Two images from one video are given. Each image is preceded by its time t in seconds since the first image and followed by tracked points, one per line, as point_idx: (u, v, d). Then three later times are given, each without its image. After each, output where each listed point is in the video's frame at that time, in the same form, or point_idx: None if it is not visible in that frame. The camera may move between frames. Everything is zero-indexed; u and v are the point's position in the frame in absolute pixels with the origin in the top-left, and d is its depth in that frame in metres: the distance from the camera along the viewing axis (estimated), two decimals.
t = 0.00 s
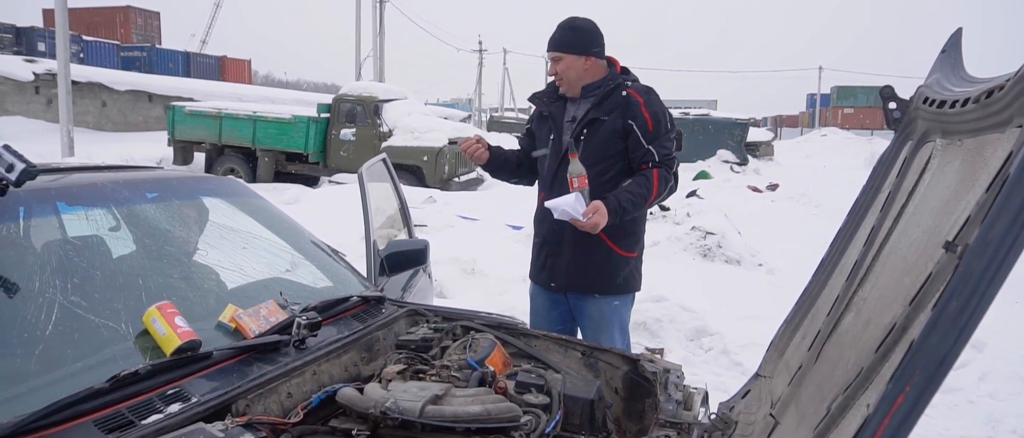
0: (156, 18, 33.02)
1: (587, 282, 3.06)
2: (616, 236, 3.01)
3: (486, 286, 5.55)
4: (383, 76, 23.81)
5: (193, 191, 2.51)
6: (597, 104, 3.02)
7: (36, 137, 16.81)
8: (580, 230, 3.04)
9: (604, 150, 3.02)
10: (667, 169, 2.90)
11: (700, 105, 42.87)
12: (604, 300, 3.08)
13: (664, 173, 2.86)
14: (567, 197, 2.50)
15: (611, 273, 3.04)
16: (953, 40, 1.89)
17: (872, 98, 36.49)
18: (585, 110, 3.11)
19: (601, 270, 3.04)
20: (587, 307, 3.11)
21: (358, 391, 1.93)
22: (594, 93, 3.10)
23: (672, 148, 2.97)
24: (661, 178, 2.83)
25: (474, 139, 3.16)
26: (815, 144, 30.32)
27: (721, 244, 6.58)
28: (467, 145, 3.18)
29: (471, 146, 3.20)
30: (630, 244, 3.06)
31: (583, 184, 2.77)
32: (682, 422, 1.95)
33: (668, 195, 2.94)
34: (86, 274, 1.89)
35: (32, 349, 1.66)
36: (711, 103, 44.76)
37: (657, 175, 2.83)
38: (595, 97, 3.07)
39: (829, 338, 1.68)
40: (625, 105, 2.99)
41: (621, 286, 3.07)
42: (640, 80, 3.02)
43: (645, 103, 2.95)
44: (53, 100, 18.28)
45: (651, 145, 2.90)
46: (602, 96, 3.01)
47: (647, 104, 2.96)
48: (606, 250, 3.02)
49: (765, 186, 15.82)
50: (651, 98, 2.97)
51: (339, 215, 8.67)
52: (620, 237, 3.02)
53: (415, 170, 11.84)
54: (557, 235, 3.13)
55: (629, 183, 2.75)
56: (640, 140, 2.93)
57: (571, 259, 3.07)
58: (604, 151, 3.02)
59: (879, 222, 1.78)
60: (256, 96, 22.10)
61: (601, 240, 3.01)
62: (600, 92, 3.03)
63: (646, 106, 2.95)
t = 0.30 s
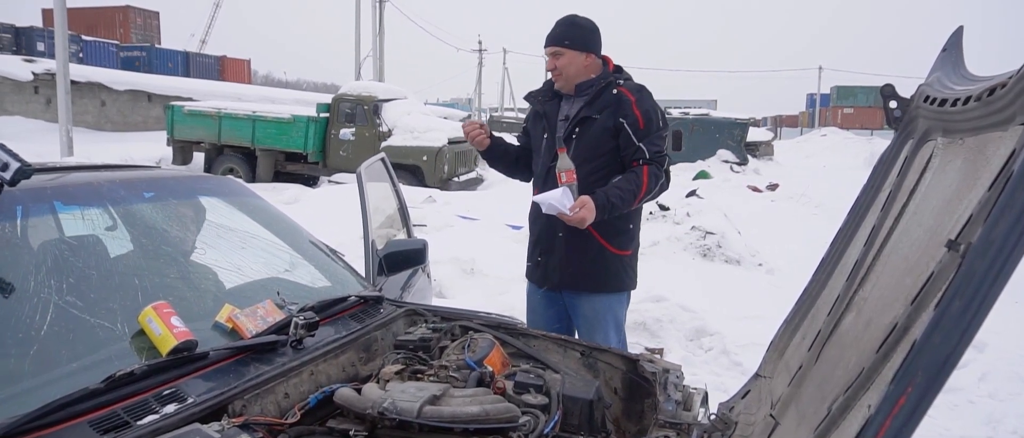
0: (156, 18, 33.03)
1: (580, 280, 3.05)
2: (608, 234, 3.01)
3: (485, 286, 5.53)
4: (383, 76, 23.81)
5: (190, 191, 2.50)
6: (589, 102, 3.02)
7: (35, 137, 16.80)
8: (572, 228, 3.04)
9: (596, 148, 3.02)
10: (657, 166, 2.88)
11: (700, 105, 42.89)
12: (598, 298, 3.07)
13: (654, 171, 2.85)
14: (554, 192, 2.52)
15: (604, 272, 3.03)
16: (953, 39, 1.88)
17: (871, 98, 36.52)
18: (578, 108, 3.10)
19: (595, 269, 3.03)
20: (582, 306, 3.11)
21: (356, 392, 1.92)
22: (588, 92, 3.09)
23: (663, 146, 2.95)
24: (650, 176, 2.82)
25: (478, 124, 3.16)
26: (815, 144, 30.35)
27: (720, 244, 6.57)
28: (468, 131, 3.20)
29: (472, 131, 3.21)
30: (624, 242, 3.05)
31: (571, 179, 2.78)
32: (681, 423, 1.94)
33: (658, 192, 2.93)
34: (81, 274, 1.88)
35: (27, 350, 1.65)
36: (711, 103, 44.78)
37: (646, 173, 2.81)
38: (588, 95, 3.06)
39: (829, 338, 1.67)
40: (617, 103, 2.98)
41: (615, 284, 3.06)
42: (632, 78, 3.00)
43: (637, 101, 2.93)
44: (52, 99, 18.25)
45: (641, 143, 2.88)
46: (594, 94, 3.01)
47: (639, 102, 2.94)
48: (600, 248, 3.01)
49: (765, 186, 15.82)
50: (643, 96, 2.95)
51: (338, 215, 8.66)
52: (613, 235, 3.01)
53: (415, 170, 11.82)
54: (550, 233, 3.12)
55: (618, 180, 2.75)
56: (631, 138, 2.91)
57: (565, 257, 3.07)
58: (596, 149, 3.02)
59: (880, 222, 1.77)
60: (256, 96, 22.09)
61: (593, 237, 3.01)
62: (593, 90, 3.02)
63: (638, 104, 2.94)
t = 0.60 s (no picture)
0: (156, 17, 33.03)
1: (577, 280, 3.02)
2: (606, 234, 3.00)
3: (484, 287, 5.50)
4: (383, 76, 23.80)
5: (187, 191, 2.47)
6: (587, 102, 3.00)
7: (34, 137, 16.76)
8: (569, 228, 3.01)
9: (594, 148, 2.99)
10: (655, 166, 2.88)
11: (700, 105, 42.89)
12: (595, 298, 3.05)
13: (653, 170, 2.86)
14: (558, 191, 2.52)
15: (601, 272, 3.02)
16: (956, 38, 1.86)
17: (872, 98, 36.56)
18: (575, 108, 3.07)
19: (592, 268, 3.01)
20: (579, 306, 3.08)
21: (353, 395, 1.90)
22: (585, 92, 3.08)
23: (660, 146, 2.96)
24: (650, 175, 2.83)
25: (481, 113, 3.11)
26: (815, 144, 30.37)
27: (720, 245, 6.55)
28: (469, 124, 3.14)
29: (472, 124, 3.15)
30: (620, 241, 3.04)
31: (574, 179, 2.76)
32: (682, 426, 1.92)
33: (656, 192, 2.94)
34: (76, 275, 1.86)
35: (20, 352, 1.63)
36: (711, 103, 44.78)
37: (646, 172, 2.83)
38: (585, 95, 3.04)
39: (830, 341, 1.66)
40: (616, 104, 2.97)
41: (611, 283, 3.04)
42: (629, 79, 3.01)
43: (635, 101, 2.93)
44: (51, 99, 18.24)
45: (640, 143, 2.89)
46: (592, 95, 2.99)
47: (637, 103, 2.94)
48: (597, 247, 3.00)
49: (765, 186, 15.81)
50: (641, 97, 2.96)
51: (337, 216, 8.64)
52: (610, 235, 3.00)
53: (415, 170, 11.80)
54: (546, 234, 3.09)
55: (619, 180, 2.76)
56: (629, 138, 2.91)
57: (561, 257, 3.04)
58: (594, 149, 2.99)
59: (882, 224, 1.75)
60: (256, 96, 22.07)
61: (590, 237, 2.99)
62: (591, 91, 3.00)
63: (636, 104, 2.94)
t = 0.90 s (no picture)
0: (157, 17, 32.99)
1: (578, 283, 2.96)
2: (608, 236, 2.94)
3: (485, 289, 5.43)
4: (383, 76, 23.76)
5: (181, 194, 2.42)
6: (587, 103, 2.93)
7: (33, 137, 16.69)
8: (570, 230, 2.95)
9: (595, 149, 2.93)
10: (658, 167, 2.86)
11: (700, 105, 42.87)
12: (596, 300, 2.99)
13: (656, 171, 2.83)
14: (567, 194, 2.46)
15: (602, 274, 2.96)
16: (970, 38, 1.81)
17: (872, 98, 36.55)
18: (573, 109, 3.01)
19: (594, 270, 2.95)
20: (579, 309, 3.02)
21: (351, 404, 1.85)
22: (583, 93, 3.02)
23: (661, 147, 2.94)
24: (653, 176, 2.80)
25: (480, 112, 3.02)
26: (815, 145, 30.35)
27: (723, 246, 6.49)
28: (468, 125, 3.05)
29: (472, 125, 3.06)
30: (620, 243, 2.99)
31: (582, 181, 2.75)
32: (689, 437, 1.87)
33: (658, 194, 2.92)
34: (65, 282, 1.81)
35: (5, 361, 1.58)
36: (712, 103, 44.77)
37: (650, 173, 2.80)
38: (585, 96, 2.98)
39: (843, 351, 1.61)
40: (616, 104, 2.93)
41: (612, 285, 2.99)
42: (628, 80, 2.98)
43: (636, 102, 2.90)
44: (50, 99, 18.19)
45: (643, 143, 2.86)
46: (592, 95, 2.93)
47: (638, 103, 2.91)
48: (598, 249, 2.94)
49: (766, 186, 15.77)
50: (641, 97, 2.93)
51: (337, 216, 8.58)
52: (612, 237, 2.95)
53: (415, 170, 11.74)
54: (546, 237, 3.01)
55: (624, 181, 2.72)
56: (631, 139, 2.87)
57: (561, 261, 2.97)
58: (595, 150, 2.92)
59: (896, 230, 1.70)
60: (256, 95, 22.03)
61: (592, 239, 2.93)
62: (590, 92, 2.95)
63: (636, 105, 2.91)
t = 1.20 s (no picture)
0: (157, 17, 32.92)
1: (583, 290, 2.85)
2: (613, 240, 2.83)
3: (488, 293, 5.33)
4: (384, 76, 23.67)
5: (171, 199, 2.31)
6: (589, 104, 2.83)
7: (32, 136, 16.61)
8: (576, 236, 2.84)
9: (599, 151, 2.82)
10: (665, 169, 2.76)
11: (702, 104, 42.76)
12: (602, 307, 2.87)
13: (663, 173, 2.73)
14: (574, 199, 2.37)
15: (608, 280, 2.85)
16: (998, 39, 1.67)
17: (875, 98, 36.43)
18: (576, 110, 2.91)
19: (599, 276, 2.84)
20: (585, 316, 2.89)
21: (347, 421, 1.75)
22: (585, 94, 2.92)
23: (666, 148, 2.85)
24: (661, 179, 2.71)
25: (479, 113, 2.92)
26: (818, 144, 30.24)
27: (729, 248, 6.39)
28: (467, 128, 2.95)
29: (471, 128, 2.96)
30: (626, 248, 2.88)
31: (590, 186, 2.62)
32: None
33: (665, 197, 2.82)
34: (45, 295, 1.70)
35: None
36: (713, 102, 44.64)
37: (657, 176, 2.71)
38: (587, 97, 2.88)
39: (870, 369, 1.48)
40: (620, 105, 2.83)
41: (618, 291, 2.87)
42: (631, 80, 2.89)
43: (640, 102, 2.81)
44: (50, 98, 18.12)
45: (648, 145, 2.76)
46: (595, 96, 2.83)
47: (642, 103, 2.82)
48: (602, 253, 2.84)
49: (770, 186, 15.67)
50: (644, 98, 2.84)
51: (337, 217, 8.49)
52: (619, 241, 2.84)
53: (417, 170, 11.65)
54: (551, 242, 2.90)
55: (631, 184, 2.63)
56: (637, 141, 2.78)
57: (566, 268, 2.86)
58: (599, 153, 2.82)
59: (924, 246, 1.53)
60: (257, 95, 21.94)
61: (597, 244, 2.82)
62: (593, 92, 2.85)
63: (641, 105, 2.81)
